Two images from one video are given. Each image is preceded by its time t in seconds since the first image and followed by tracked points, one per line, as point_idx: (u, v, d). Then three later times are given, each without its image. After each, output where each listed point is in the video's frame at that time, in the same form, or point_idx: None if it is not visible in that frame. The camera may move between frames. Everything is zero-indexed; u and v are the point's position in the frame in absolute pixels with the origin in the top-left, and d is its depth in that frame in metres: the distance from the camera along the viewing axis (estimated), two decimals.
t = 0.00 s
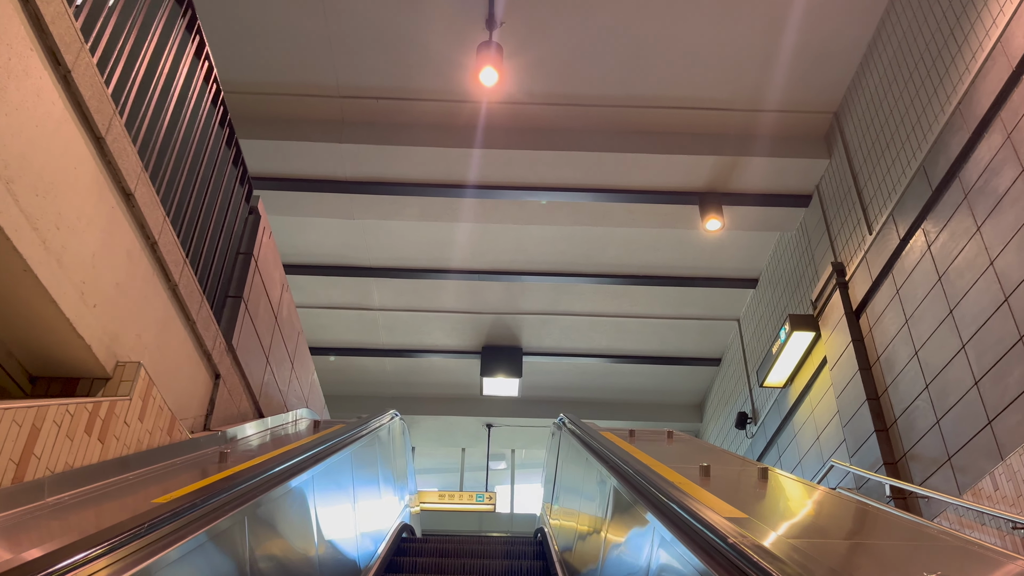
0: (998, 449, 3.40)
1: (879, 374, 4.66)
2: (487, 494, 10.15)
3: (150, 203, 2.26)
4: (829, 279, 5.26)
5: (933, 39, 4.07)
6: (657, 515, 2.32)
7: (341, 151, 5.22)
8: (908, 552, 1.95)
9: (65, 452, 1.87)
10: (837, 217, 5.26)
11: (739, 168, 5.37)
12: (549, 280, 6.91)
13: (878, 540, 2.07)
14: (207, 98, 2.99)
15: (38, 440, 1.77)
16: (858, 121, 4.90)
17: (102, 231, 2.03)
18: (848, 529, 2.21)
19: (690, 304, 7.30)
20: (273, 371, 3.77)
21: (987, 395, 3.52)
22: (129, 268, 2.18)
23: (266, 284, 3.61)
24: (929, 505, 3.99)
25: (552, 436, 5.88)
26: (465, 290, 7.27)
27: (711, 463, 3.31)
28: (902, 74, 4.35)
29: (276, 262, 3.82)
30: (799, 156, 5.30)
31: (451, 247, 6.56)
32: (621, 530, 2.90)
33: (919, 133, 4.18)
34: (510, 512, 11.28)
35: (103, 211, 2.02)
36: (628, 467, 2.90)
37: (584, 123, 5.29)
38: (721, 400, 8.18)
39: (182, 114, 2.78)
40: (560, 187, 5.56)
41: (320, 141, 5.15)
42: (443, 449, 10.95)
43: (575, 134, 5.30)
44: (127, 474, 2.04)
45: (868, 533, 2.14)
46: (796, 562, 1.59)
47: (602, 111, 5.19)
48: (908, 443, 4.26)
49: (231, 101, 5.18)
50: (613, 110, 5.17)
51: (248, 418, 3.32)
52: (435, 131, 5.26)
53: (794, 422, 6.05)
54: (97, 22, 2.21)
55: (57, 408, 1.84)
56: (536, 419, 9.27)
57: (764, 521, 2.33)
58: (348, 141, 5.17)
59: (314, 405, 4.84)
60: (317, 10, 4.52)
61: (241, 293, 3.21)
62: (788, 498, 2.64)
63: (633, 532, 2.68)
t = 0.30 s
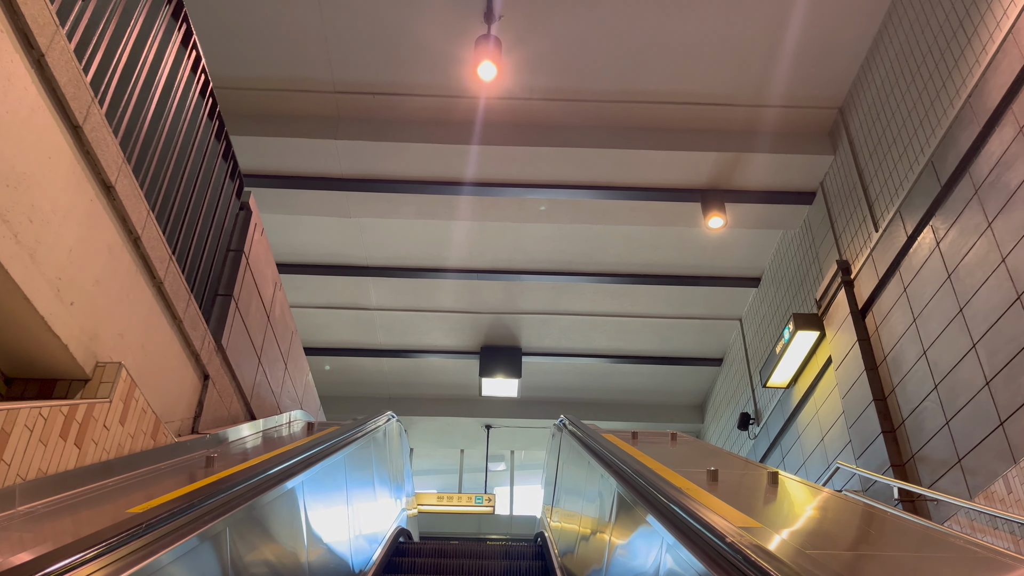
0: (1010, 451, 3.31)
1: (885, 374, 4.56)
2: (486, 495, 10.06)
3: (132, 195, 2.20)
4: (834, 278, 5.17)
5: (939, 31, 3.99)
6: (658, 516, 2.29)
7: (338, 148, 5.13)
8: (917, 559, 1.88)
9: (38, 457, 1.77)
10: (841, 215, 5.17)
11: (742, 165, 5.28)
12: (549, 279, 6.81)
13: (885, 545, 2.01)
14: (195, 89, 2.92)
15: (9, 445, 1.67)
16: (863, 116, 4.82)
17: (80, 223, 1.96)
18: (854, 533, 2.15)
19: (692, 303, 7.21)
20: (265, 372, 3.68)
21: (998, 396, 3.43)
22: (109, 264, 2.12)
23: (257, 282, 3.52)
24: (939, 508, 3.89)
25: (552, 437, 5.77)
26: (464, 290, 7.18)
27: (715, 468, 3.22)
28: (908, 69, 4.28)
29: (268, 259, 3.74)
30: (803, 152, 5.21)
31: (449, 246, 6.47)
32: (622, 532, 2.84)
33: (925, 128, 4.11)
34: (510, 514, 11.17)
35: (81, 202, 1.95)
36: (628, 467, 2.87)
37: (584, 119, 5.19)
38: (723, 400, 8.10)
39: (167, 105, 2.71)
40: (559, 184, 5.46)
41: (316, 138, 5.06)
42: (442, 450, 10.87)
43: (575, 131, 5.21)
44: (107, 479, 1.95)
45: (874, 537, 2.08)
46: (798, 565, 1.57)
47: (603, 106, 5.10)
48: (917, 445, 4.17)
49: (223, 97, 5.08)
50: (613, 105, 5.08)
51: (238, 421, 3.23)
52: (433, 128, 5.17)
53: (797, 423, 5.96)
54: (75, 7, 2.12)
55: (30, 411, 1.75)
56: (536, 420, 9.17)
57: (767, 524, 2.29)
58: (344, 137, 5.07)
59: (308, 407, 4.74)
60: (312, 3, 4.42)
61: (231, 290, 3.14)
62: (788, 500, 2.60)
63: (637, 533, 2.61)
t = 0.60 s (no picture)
0: None
1: (894, 373, 4.47)
2: (487, 497, 9.96)
3: (114, 188, 2.14)
4: (840, 276, 5.07)
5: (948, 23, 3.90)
6: (660, 518, 2.25)
7: (334, 144, 5.03)
8: (926, 566, 1.82)
9: (10, 463, 1.68)
10: (848, 211, 5.08)
11: (746, 161, 5.19)
12: (549, 278, 6.72)
13: (895, 551, 1.94)
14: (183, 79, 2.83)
15: None
16: (869, 111, 4.74)
17: (59, 215, 1.90)
18: (865, 539, 2.07)
19: (694, 302, 7.12)
20: (259, 373, 3.59)
21: (1012, 396, 3.33)
22: (89, 260, 2.06)
23: (249, 280, 3.45)
24: (950, 511, 3.79)
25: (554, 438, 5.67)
26: (463, 289, 7.08)
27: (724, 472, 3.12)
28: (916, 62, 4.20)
29: (261, 257, 3.67)
30: (807, 148, 5.12)
31: (448, 245, 6.38)
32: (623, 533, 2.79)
33: (934, 122, 4.02)
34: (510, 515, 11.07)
35: (59, 194, 1.89)
36: (628, 467, 2.83)
37: (584, 114, 5.10)
38: (726, 400, 8.01)
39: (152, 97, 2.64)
40: (560, 181, 5.37)
41: (312, 135, 4.97)
42: (441, 451, 10.78)
43: (575, 126, 5.11)
44: (86, 486, 1.87)
45: (885, 544, 2.01)
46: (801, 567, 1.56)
47: (604, 101, 5.00)
48: (926, 446, 4.08)
49: (216, 93, 4.98)
50: (613, 100, 4.98)
51: (229, 424, 3.13)
52: (431, 124, 5.08)
53: (802, 423, 5.87)
54: None
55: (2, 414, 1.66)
56: (536, 421, 9.08)
57: (773, 527, 2.26)
58: (341, 134, 4.98)
59: (304, 408, 4.65)
60: None
61: (222, 289, 3.07)
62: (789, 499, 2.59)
63: (639, 534, 2.55)
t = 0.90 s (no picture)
0: None
1: (903, 373, 4.37)
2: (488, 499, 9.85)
3: (94, 181, 2.08)
4: (848, 273, 4.97)
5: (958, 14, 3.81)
6: (661, 518, 2.22)
7: (332, 141, 4.94)
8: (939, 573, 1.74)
9: None
10: (855, 208, 4.98)
11: (751, 157, 5.09)
12: (550, 277, 6.63)
13: (907, 559, 1.86)
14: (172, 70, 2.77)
15: None
16: (876, 105, 4.65)
17: (36, 208, 1.83)
18: (876, 547, 1.99)
19: (698, 301, 7.02)
20: (253, 374, 3.51)
21: None
22: (69, 256, 2.00)
23: (242, 278, 3.38)
24: (964, 514, 3.69)
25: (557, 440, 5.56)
26: (463, 288, 6.98)
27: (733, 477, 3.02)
28: (926, 55, 4.11)
29: (254, 253, 3.60)
30: (814, 144, 5.02)
31: (448, 244, 6.29)
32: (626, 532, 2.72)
33: (944, 116, 3.94)
34: (512, 517, 10.96)
35: (36, 184, 1.83)
36: (631, 467, 2.78)
37: (587, 110, 5.00)
38: (730, 400, 7.91)
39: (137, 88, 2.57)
40: (561, 178, 5.27)
41: (308, 131, 4.88)
42: (441, 452, 10.67)
43: (577, 122, 5.02)
44: (63, 495, 1.78)
45: (896, 552, 1.92)
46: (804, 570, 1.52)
47: (607, 96, 4.91)
48: (938, 447, 3.98)
49: (209, 89, 4.88)
50: (614, 95, 4.89)
51: (222, 427, 3.05)
52: (431, 120, 4.98)
53: (809, 424, 5.77)
54: None
55: None
56: (537, 422, 8.97)
57: (778, 531, 2.20)
58: (338, 130, 4.89)
59: (301, 410, 4.55)
60: None
61: (213, 287, 3.00)
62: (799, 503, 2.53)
63: (642, 537, 2.51)
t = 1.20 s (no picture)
0: None
1: (914, 374, 4.27)
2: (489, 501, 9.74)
3: (76, 174, 2.02)
4: (856, 272, 4.88)
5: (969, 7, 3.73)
6: (662, 520, 2.17)
7: (330, 138, 4.86)
8: None
9: None
10: (863, 206, 4.89)
11: (756, 154, 5.01)
12: (551, 276, 6.54)
13: (920, 567, 1.78)
14: (160, 61, 2.70)
15: None
16: (884, 101, 4.56)
17: (12, 201, 1.78)
18: (882, 553, 1.92)
19: (701, 301, 6.93)
20: (248, 376, 3.44)
21: None
22: (48, 251, 1.94)
23: (235, 277, 3.31)
24: (978, 518, 3.58)
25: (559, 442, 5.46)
26: (464, 288, 6.90)
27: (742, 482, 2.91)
28: (936, 50, 4.03)
29: (247, 251, 3.53)
30: (820, 141, 4.93)
31: (448, 243, 6.20)
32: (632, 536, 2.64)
33: (954, 112, 3.85)
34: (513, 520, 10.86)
35: (13, 176, 1.78)
36: (632, 468, 2.72)
37: (589, 106, 4.92)
38: (734, 401, 7.81)
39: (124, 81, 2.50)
40: (563, 176, 5.18)
41: (306, 128, 4.79)
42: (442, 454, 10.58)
43: (579, 118, 4.93)
44: (40, 504, 1.70)
45: (907, 559, 1.85)
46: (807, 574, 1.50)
47: (609, 92, 4.82)
48: (950, 450, 3.87)
49: (205, 85, 4.80)
50: (617, 91, 4.80)
51: (213, 431, 2.97)
52: (431, 117, 4.90)
53: (815, 426, 5.67)
54: None
55: None
56: (539, 423, 8.88)
57: (785, 536, 2.13)
58: (336, 127, 4.80)
59: (297, 412, 4.47)
60: None
61: (204, 286, 2.93)
62: (810, 506, 2.47)
63: (645, 541, 2.45)
